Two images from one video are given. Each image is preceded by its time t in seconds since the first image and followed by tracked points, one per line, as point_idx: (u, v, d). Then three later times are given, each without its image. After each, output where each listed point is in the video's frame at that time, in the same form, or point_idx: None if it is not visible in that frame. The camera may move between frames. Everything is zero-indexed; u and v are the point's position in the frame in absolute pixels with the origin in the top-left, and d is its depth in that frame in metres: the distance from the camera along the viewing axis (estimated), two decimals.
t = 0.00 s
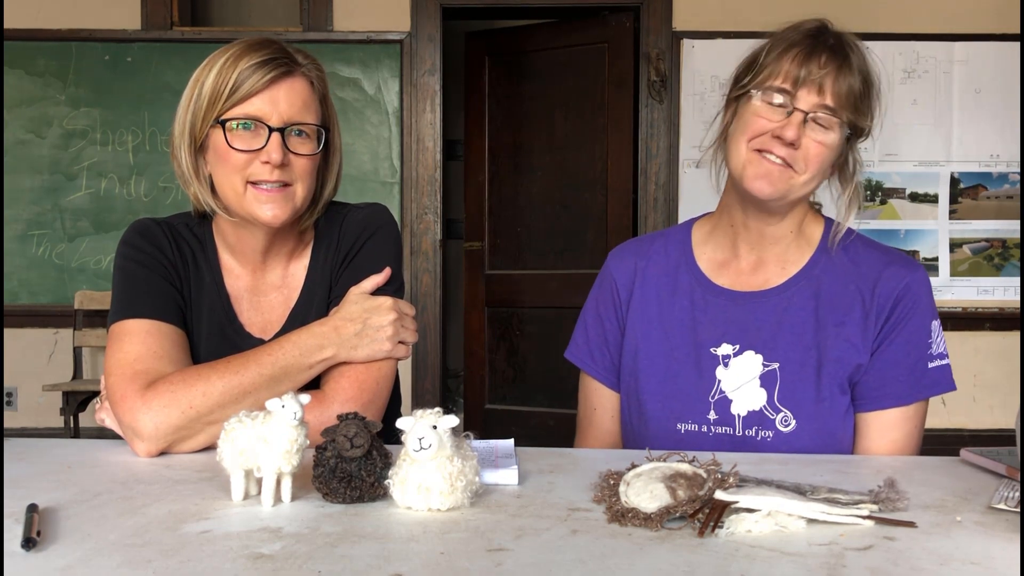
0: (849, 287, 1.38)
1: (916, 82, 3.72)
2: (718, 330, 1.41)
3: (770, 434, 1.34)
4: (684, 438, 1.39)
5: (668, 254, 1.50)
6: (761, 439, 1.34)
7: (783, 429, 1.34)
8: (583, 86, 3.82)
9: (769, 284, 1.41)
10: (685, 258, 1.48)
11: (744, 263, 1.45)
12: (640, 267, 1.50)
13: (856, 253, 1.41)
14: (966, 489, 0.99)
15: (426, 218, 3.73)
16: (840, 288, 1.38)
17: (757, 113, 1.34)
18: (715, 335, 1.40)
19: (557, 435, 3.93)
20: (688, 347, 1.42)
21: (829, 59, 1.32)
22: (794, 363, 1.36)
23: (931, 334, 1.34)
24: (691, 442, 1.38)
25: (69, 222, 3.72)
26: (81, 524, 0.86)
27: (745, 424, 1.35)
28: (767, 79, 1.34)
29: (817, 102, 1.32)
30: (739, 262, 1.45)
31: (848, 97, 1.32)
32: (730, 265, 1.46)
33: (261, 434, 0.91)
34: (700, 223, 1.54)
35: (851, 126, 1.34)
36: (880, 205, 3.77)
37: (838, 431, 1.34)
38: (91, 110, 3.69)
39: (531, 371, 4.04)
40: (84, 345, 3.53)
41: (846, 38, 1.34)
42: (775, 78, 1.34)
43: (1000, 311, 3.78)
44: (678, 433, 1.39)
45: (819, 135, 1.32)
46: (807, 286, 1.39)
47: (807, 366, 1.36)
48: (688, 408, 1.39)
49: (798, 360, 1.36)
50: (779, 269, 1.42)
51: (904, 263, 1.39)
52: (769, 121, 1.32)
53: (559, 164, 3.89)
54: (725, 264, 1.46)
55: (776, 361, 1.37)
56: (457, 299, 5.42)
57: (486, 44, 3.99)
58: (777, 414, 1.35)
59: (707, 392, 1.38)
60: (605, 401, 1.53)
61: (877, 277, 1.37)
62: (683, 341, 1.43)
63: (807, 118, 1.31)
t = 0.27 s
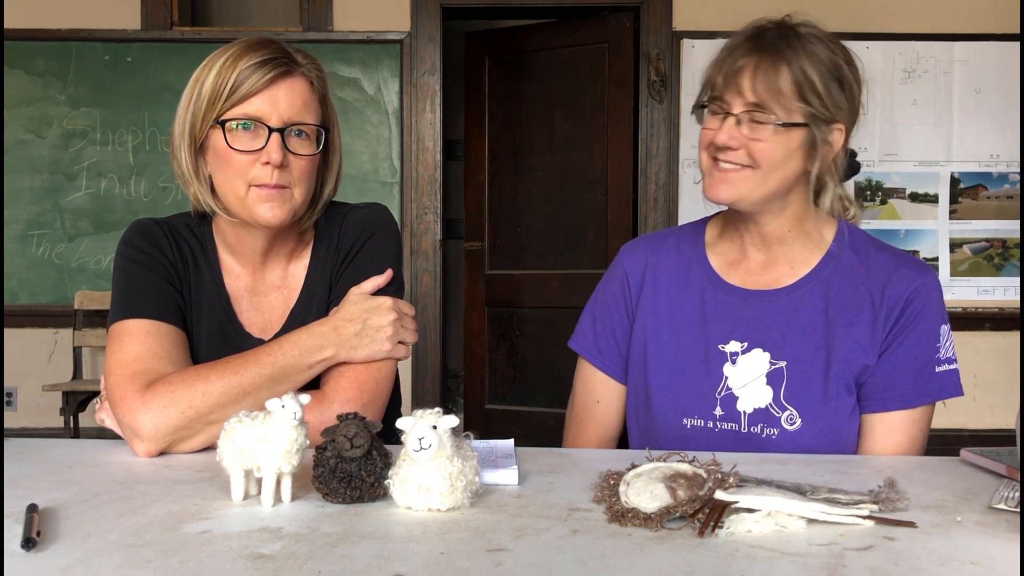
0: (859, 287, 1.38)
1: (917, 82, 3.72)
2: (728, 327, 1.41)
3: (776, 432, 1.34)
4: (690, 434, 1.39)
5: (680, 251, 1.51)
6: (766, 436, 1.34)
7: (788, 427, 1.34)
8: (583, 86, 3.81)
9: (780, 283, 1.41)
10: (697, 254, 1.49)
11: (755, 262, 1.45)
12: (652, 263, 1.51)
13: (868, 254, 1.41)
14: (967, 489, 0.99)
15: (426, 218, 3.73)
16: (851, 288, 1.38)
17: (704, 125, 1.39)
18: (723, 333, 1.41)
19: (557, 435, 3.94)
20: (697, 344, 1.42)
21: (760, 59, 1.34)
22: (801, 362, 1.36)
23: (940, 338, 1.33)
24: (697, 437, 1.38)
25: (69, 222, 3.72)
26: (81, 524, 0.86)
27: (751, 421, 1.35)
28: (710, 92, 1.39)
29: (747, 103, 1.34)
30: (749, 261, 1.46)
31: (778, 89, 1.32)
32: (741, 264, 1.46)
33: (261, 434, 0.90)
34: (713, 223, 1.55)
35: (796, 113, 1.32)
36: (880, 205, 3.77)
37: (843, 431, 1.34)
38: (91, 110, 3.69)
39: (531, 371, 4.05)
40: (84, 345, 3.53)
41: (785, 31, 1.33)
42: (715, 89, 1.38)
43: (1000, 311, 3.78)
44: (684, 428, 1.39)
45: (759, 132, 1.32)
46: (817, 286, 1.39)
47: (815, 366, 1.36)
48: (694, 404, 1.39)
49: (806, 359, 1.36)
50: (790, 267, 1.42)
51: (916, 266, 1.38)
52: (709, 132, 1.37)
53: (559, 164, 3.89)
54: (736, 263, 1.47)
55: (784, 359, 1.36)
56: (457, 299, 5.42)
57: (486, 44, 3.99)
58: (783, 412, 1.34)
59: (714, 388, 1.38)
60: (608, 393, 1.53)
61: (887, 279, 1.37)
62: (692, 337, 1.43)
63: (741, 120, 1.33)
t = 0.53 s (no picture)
0: (858, 284, 1.37)
1: (917, 82, 3.71)
2: (728, 326, 1.41)
3: (778, 430, 1.34)
4: (694, 435, 1.39)
5: (677, 253, 1.50)
6: (769, 435, 1.34)
7: (791, 425, 1.34)
8: (583, 86, 3.81)
9: (780, 280, 1.41)
10: (695, 256, 1.49)
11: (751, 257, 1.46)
12: (649, 266, 1.51)
13: (866, 252, 1.40)
14: (967, 489, 0.99)
15: (426, 218, 3.73)
16: (850, 285, 1.38)
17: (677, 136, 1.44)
18: (723, 332, 1.41)
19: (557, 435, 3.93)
20: (697, 344, 1.42)
21: (712, 65, 1.38)
22: (802, 360, 1.36)
23: (938, 335, 1.33)
24: (701, 438, 1.39)
25: (69, 222, 3.72)
26: (81, 524, 0.86)
27: (753, 421, 1.35)
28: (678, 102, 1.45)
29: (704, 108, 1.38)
30: (745, 259, 1.46)
31: (727, 94, 1.35)
32: (737, 262, 1.47)
33: (261, 434, 0.90)
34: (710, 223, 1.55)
35: (747, 114, 1.35)
36: (880, 205, 3.77)
37: (845, 429, 1.34)
38: (91, 110, 3.69)
39: (531, 371, 4.04)
40: (84, 345, 3.53)
41: (744, 34, 1.36)
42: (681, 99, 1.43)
43: (1000, 311, 3.78)
44: (688, 429, 1.39)
45: (714, 136, 1.36)
46: (816, 285, 1.39)
47: (815, 364, 1.36)
48: (696, 405, 1.39)
49: (805, 357, 1.36)
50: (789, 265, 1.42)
51: (914, 264, 1.37)
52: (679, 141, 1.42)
53: (559, 164, 3.89)
54: (732, 262, 1.47)
55: (784, 358, 1.37)
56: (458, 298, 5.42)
57: (486, 44, 3.99)
58: (785, 411, 1.35)
59: (715, 389, 1.39)
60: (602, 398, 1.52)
61: (885, 276, 1.36)
62: (691, 338, 1.43)
63: (700, 125, 1.38)
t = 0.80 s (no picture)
0: (849, 285, 1.37)
1: (916, 82, 3.71)
2: (718, 325, 1.41)
3: (767, 430, 1.34)
4: (683, 433, 1.40)
5: (670, 253, 1.51)
6: (757, 435, 1.34)
7: (779, 425, 1.34)
8: (583, 86, 3.82)
9: (770, 279, 1.42)
10: (688, 255, 1.49)
11: (744, 255, 1.46)
12: (641, 264, 1.51)
13: (858, 253, 1.40)
14: (967, 489, 0.99)
15: (426, 218, 3.73)
16: (841, 286, 1.37)
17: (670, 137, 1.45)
18: (714, 331, 1.40)
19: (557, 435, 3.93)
20: (687, 342, 1.42)
21: (706, 66, 1.37)
22: (792, 359, 1.36)
23: (932, 339, 1.32)
24: (689, 436, 1.39)
25: (69, 222, 3.72)
26: (81, 524, 0.86)
27: (742, 420, 1.35)
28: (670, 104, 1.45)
29: (698, 109, 1.38)
30: (738, 256, 1.47)
31: (720, 95, 1.35)
32: (729, 260, 1.47)
33: (261, 434, 0.91)
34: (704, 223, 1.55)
35: (740, 117, 1.35)
36: (880, 205, 3.77)
37: (837, 432, 1.34)
38: (91, 110, 3.69)
39: (531, 371, 4.04)
40: (84, 345, 3.53)
41: (736, 35, 1.36)
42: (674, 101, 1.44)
43: (1000, 311, 3.78)
44: (677, 427, 1.40)
45: (708, 138, 1.36)
46: (808, 285, 1.39)
47: (806, 365, 1.35)
48: (685, 403, 1.40)
49: (796, 357, 1.36)
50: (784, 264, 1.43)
51: (905, 267, 1.36)
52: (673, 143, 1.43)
53: (559, 164, 3.89)
54: (725, 260, 1.48)
55: (774, 358, 1.36)
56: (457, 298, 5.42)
57: (486, 44, 3.99)
58: (773, 410, 1.35)
59: (704, 387, 1.39)
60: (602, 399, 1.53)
61: (876, 278, 1.35)
62: (682, 336, 1.43)
63: (694, 127, 1.38)
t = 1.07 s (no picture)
0: (844, 283, 1.37)
1: (917, 82, 3.71)
2: (713, 324, 1.41)
3: (763, 428, 1.34)
4: (677, 432, 1.39)
5: (665, 254, 1.51)
6: (753, 433, 1.34)
7: (775, 423, 1.34)
8: (583, 86, 3.82)
9: (765, 278, 1.42)
10: (682, 255, 1.49)
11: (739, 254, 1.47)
12: (635, 266, 1.51)
13: (852, 252, 1.40)
14: (967, 489, 0.99)
15: (426, 218, 3.73)
16: (835, 284, 1.37)
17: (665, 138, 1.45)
18: (709, 330, 1.40)
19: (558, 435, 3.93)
20: (682, 341, 1.42)
21: (701, 68, 1.37)
22: (787, 357, 1.36)
23: (927, 335, 1.33)
24: (683, 436, 1.39)
25: (69, 222, 3.72)
26: (81, 524, 0.86)
27: (737, 418, 1.35)
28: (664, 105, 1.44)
29: (694, 110, 1.38)
30: (733, 255, 1.47)
31: (716, 96, 1.35)
32: (723, 260, 1.47)
33: (261, 434, 0.90)
34: (697, 224, 1.56)
35: (736, 117, 1.35)
36: (880, 205, 3.77)
37: (834, 429, 1.34)
38: (91, 110, 3.69)
39: (531, 371, 4.04)
40: (84, 345, 3.53)
41: (730, 34, 1.36)
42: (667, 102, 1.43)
43: (1000, 311, 3.78)
44: (671, 426, 1.40)
45: (703, 138, 1.36)
46: (803, 283, 1.39)
47: (801, 362, 1.35)
48: (680, 402, 1.40)
49: (791, 354, 1.36)
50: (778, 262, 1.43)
51: (899, 264, 1.37)
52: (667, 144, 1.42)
53: (559, 164, 3.89)
54: (719, 259, 1.48)
55: (769, 356, 1.36)
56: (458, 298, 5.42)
57: (487, 44, 3.99)
58: (769, 408, 1.34)
59: (699, 387, 1.39)
60: (599, 402, 1.52)
61: (870, 276, 1.36)
62: (676, 336, 1.43)
63: (689, 128, 1.38)
